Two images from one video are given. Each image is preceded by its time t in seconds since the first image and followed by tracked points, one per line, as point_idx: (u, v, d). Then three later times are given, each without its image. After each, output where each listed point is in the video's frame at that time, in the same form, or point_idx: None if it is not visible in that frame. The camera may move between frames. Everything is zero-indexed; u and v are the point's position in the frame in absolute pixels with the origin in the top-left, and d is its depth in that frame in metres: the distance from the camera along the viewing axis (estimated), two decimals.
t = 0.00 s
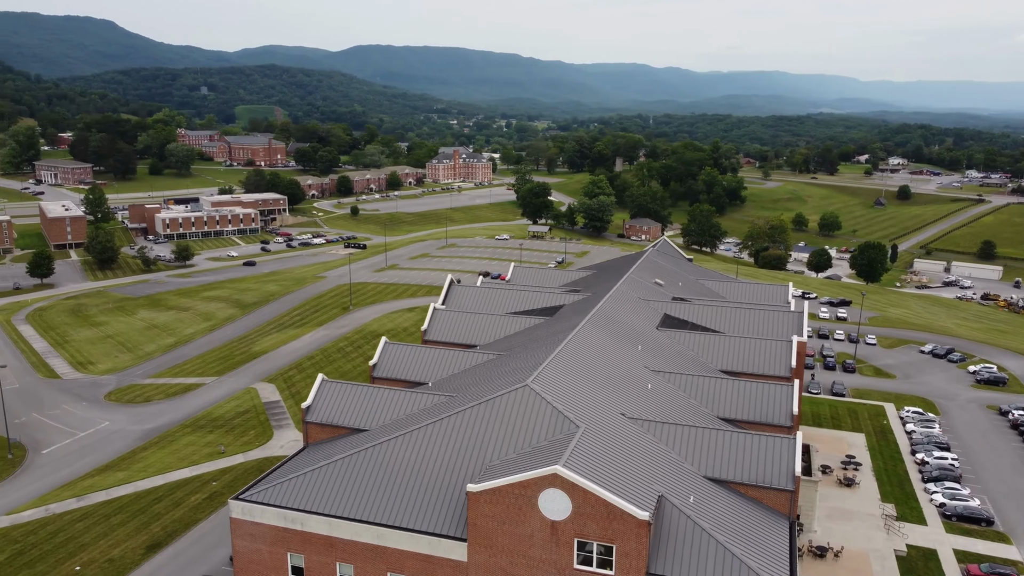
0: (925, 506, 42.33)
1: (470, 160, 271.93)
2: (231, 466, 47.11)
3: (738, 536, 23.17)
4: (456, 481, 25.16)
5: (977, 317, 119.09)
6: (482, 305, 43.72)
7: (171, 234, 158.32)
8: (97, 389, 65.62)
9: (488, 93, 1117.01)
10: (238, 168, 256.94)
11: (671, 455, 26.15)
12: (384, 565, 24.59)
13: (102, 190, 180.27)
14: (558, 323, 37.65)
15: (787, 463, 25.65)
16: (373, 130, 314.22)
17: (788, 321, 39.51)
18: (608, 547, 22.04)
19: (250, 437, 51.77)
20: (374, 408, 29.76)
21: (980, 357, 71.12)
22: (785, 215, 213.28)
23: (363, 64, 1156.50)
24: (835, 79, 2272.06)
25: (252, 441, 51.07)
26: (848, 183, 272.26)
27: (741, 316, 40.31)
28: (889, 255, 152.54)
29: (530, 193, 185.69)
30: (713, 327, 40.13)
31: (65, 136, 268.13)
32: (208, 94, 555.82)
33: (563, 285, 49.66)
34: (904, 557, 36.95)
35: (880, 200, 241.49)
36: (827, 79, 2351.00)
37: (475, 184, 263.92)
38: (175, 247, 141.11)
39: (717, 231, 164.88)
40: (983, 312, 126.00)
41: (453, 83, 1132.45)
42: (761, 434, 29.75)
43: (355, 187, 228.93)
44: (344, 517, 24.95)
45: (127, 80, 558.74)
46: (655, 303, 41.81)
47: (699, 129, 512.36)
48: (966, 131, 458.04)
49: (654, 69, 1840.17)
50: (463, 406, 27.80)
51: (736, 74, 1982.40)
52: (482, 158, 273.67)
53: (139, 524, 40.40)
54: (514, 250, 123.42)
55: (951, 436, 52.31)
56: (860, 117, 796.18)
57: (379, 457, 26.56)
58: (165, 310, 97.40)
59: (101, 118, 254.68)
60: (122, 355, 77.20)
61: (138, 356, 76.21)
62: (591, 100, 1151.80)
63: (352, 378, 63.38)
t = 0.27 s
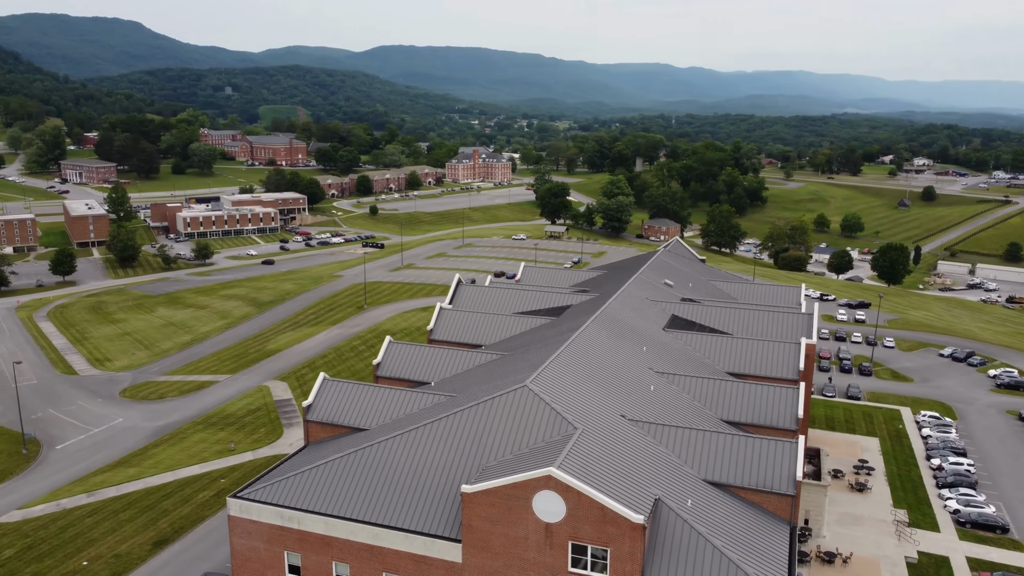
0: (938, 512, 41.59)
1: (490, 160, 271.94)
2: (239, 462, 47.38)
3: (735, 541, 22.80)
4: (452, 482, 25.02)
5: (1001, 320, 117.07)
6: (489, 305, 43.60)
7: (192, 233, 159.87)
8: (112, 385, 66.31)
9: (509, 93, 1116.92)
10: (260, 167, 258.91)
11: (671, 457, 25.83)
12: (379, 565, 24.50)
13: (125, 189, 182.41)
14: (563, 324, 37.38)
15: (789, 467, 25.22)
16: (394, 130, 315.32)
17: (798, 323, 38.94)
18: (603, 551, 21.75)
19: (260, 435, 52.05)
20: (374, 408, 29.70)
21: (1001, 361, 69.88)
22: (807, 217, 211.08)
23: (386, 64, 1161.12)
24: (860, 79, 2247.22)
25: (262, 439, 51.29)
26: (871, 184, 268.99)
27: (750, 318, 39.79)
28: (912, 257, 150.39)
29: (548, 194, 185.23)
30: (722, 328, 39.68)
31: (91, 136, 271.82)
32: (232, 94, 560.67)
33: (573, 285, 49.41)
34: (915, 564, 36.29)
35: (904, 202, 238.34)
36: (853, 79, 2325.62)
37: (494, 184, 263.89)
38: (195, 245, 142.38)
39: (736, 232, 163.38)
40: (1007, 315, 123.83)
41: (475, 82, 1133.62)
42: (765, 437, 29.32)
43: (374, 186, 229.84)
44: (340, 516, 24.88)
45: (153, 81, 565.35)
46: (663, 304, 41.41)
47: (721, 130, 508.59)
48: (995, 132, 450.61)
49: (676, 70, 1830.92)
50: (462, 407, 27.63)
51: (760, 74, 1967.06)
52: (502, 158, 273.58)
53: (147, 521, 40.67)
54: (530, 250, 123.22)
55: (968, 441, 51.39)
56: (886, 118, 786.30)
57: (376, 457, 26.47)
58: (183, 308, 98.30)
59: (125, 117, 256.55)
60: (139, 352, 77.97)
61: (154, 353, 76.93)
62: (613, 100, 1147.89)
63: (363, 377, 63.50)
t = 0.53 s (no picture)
0: (952, 518, 40.78)
1: (510, 160, 271.83)
2: (249, 460, 47.60)
3: (732, 546, 22.43)
4: (448, 483, 24.89)
5: None
6: (496, 305, 43.47)
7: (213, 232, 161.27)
8: (128, 382, 66.94)
9: (531, 93, 1116.33)
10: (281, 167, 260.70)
11: (670, 460, 25.49)
12: (374, 565, 24.41)
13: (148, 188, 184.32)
14: (568, 324, 37.11)
15: (790, 471, 24.81)
16: (414, 130, 316.19)
17: (807, 325, 38.38)
18: (596, 554, 21.46)
19: (270, 434, 52.25)
20: (374, 407, 29.64)
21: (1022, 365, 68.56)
22: (828, 218, 208.75)
23: (408, 64, 1165.22)
24: (886, 79, 2221.28)
25: (272, 437, 51.49)
26: (895, 185, 265.51)
27: (758, 319, 39.25)
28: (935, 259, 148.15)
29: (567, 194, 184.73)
30: (730, 330, 39.21)
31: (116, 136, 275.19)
32: (256, 94, 565.25)
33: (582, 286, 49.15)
34: (926, 571, 35.60)
35: (929, 203, 235.07)
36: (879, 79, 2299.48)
37: (513, 184, 263.71)
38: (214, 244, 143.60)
39: (756, 233, 161.77)
40: None
41: (497, 83, 1134.21)
42: (769, 440, 28.88)
43: (394, 186, 230.49)
44: (336, 516, 24.83)
45: (178, 81, 571.62)
46: (671, 305, 41.01)
47: (744, 130, 504.58)
48: None
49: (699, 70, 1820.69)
50: (460, 407, 27.51)
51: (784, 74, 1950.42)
52: (521, 158, 273.33)
53: (155, 517, 40.93)
54: (546, 250, 122.93)
55: (986, 447, 50.41)
56: (912, 118, 776.22)
57: (374, 457, 26.39)
58: (201, 306, 99.14)
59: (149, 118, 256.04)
60: (155, 350, 78.69)
61: (171, 351, 77.62)
62: (635, 100, 1143.59)
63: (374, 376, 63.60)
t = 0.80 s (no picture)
0: (966, 526, 40.00)
1: (529, 160, 271.53)
2: (257, 458, 47.79)
3: (728, 551, 22.06)
4: (444, 483, 24.73)
5: None
6: (503, 304, 43.32)
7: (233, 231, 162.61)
8: (143, 380, 67.52)
9: (553, 93, 1114.97)
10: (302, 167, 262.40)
11: (669, 463, 25.17)
12: (370, 566, 24.31)
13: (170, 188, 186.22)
14: (573, 325, 36.88)
15: (791, 476, 24.37)
16: (435, 131, 316.98)
17: (816, 327, 37.82)
18: (590, 558, 21.17)
19: (280, 432, 52.44)
20: (376, 406, 29.60)
21: None
22: (851, 219, 206.30)
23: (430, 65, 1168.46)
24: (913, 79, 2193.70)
25: (281, 435, 51.70)
26: (920, 186, 262.02)
27: (767, 321, 38.76)
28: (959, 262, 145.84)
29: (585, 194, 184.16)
30: (738, 332, 38.74)
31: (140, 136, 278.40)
32: (279, 95, 569.61)
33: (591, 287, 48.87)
34: None
35: (954, 204, 231.66)
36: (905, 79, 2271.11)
37: (533, 184, 263.42)
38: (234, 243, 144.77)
39: (776, 234, 160.08)
40: None
41: (518, 83, 1134.18)
42: (773, 444, 28.45)
43: (413, 186, 231.03)
44: (332, 515, 24.77)
45: (203, 82, 577.75)
46: (679, 306, 40.60)
47: (767, 130, 500.37)
48: None
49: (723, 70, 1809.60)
50: (458, 407, 27.36)
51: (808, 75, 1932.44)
52: (541, 159, 272.93)
53: (163, 513, 41.19)
54: (563, 250, 122.61)
55: (1004, 452, 49.44)
56: (938, 118, 765.88)
57: (370, 457, 26.30)
58: (219, 304, 99.93)
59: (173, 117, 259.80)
60: (171, 348, 79.38)
61: (186, 349, 78.25)
62: (657, 100, 1138.64)
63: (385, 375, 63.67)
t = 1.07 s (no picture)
0: (980, 533, 39.22)
1: (549, 160, 271.12)
2: (266, 456, 48.00)
3: (724, 556, 21.69)
4: (439, 484, 24.57)
5: None
6: (510, 304, 43.14)
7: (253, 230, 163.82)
8: (158, 377, 68.14)
9: (574, 93, 1112.60)
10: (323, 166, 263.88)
11: (668, 466, 24.85)
12: (365, 566, 24.21)
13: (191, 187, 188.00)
14: (577, 326, 36.59)
15: (790, 480, 23.95)
16: (455, 131, 317.52)
17: (826, 329, 37.23)
18: (583, 561, 20.91)
19: (289, 430, 52.64)
20: (376, 406, 29.53)
21: None
22: (873, 220, 203.83)
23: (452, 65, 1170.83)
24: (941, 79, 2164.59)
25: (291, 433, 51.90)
26: (945, 187, 258.34)
27: (776, 322, 38.21)
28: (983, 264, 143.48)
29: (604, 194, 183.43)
30: (746, 334, 38.26)
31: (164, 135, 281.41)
32: (302, 95, 573.52)
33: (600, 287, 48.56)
34: None
35: (979, 205, 228.18)
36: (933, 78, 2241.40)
37: (552, 184, 262.99)
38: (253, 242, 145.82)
39: (797, 235, 158.39)
40: None
41: (540, 83, 1133.30)
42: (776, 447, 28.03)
43: (432, 186, 231.48)
44: (328, 514, 24.71)
45: (228, 82, 583.24)
46: (687, 307, 40.15)
47: (790, 130, 495.90)
48: None
49: (746, 70, 1797.03)
50: (456, 408, 27.20)
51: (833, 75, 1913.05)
52: (561, 158, 272.40)
53: (170, 510, 41.46)
54: (580, 250, 122.18)
55: (1022, 458, 48.46)
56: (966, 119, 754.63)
57: (367, 457, 26.20)
58: (236, 302, 100.66)
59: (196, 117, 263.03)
60: (187, 345, 80.09)
61: (202, 346, 78.90)
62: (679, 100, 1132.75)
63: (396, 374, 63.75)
